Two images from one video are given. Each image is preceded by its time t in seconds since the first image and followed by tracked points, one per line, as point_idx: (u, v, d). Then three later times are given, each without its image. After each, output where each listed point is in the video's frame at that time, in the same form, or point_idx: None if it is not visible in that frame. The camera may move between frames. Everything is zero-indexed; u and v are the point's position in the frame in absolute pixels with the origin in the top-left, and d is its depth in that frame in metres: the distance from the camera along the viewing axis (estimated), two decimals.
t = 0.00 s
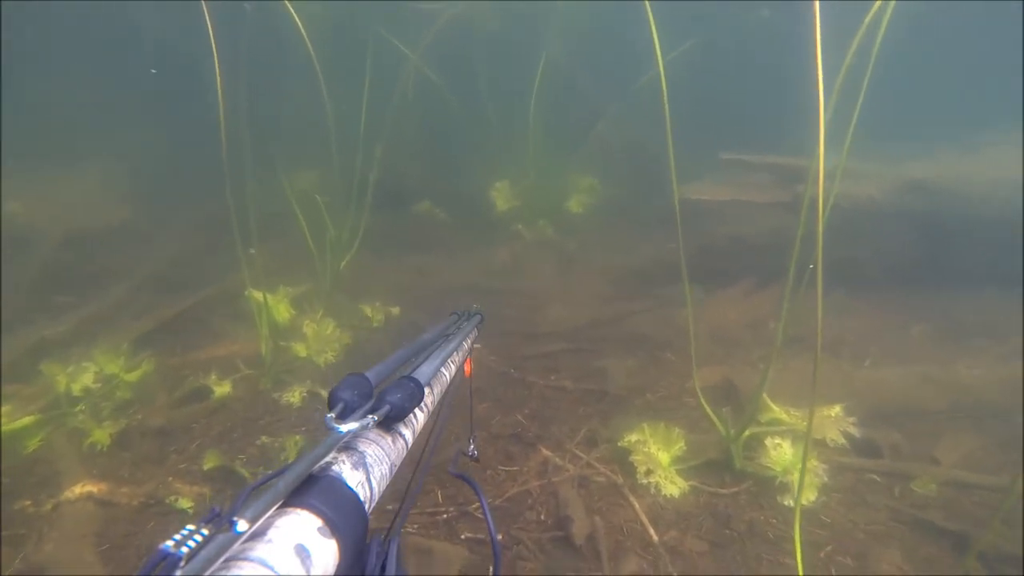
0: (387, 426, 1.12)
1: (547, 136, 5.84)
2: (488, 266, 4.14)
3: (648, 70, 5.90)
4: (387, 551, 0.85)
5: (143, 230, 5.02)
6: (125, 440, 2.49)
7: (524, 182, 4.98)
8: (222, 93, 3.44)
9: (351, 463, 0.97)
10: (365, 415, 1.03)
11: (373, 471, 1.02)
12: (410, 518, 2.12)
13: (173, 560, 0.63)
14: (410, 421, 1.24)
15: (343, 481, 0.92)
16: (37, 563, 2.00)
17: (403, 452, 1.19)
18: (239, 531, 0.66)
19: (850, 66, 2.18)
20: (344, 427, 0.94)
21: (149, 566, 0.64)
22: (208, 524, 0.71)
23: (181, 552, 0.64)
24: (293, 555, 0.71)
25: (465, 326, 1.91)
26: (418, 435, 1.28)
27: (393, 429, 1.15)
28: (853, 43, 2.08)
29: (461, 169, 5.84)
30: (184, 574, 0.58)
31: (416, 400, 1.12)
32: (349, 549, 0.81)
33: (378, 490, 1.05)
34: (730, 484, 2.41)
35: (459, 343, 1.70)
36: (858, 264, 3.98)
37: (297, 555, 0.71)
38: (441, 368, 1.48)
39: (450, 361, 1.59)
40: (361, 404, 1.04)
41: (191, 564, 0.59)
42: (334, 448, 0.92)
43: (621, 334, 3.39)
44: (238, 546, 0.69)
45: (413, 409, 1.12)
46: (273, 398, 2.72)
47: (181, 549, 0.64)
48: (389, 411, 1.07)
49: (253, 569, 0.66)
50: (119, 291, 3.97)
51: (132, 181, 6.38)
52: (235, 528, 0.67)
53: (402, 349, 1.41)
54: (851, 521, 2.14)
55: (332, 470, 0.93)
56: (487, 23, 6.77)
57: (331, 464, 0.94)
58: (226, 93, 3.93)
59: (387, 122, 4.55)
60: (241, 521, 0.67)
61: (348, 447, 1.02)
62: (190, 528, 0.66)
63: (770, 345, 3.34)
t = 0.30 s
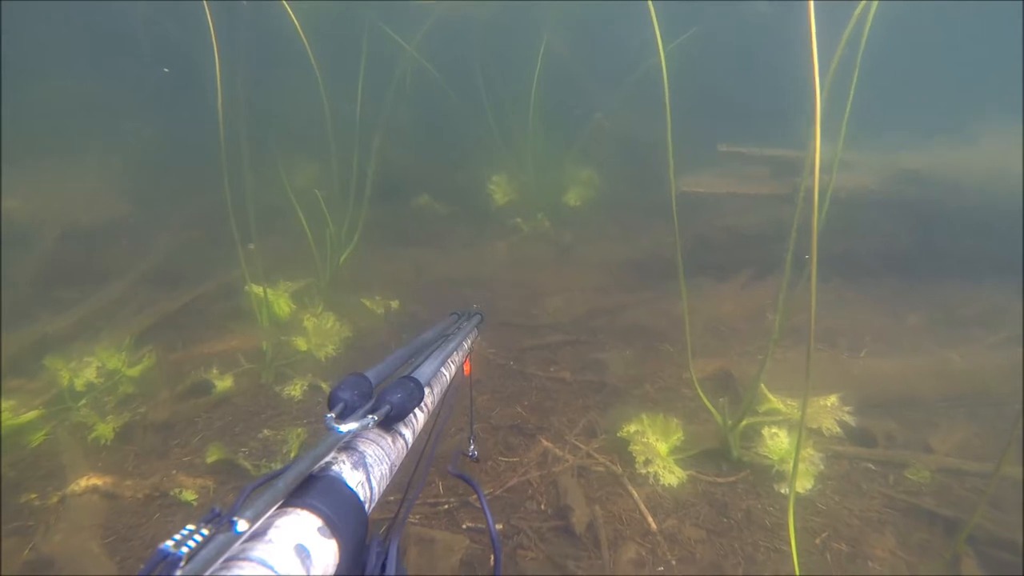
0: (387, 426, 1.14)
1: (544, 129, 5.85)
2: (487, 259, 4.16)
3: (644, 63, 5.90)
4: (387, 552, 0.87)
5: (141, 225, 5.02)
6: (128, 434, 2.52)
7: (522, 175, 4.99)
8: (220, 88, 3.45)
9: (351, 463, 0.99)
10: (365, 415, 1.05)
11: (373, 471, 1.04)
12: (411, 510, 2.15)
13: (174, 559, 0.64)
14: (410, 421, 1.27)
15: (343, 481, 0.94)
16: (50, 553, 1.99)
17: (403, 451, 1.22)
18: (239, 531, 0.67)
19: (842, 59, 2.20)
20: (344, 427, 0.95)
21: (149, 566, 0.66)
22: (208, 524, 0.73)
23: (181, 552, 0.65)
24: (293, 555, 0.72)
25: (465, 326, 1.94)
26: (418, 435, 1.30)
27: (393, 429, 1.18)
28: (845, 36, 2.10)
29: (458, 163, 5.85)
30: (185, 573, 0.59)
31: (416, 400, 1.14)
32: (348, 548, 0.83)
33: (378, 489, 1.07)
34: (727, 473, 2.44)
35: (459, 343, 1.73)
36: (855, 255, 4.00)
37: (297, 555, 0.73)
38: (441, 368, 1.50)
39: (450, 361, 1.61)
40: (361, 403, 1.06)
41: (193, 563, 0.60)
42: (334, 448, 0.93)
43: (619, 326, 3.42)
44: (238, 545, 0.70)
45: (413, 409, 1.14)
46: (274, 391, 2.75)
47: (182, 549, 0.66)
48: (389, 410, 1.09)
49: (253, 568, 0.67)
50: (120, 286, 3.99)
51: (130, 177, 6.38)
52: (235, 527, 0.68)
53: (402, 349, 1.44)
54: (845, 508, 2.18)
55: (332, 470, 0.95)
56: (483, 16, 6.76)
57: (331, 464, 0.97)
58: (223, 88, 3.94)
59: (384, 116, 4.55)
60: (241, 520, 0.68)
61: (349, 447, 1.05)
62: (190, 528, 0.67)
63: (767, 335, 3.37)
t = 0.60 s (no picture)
0: (387, 427, 1.16)
1: (544, 125, 5.86)
2: (486, 254, 4.18)
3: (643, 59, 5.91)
4: (387, 551, 0.88)
5: (141, 221, 5.03)
6: (130, 427, 2.54)
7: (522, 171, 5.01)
8: (220, 85, 3.46)
9: (351, 463, 1.00)
10: (365, 416, 1.06)
11: (373, 471, 1.05)
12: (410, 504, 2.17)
13: (173, 559, 0.64)
14: (410, 421, 1.29)
15: (343, 481, 0.95)
16: (53, 543, 2.00)
17: (403, 451, 1.23)
18: (239, 531, 0.67)
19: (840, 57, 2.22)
20: (344, 427, 0.97)
21: (150, 565, 0.65)
22: (208, 524, 0.73)
23: (181, 552, 0.65)
24: (293, 556, 0.72)
25: (465, 326, 1.96)
26: (417, 435, 1.32)
27: (393, 429, 1.20)
28: (842, 34, 2.12)
29: (457, 159, 5.87)
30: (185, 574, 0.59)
31: (416, 400, 1.16)
32: (348, 548, 0.84)
33: (377, 488, 1.08)
34: (724, 468, 2.46)
35: (459, 343, 1.74)
36: (853, 252, 4.02)
37: (297, 556, 0.73)
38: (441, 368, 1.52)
39: (450, 361, 1.63)
40: (360, 403, 1.08)
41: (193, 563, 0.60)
42: (334, 448, 0.94)
43: (618, 321, 3.44)
44: (238, 546, 0.70)
45: (413, 409, 1.16)
46: (274, 386, 2.77)
47: (181, 549, 0.65)
48: (389, 411, 1.11)
49: (253, 569, 0.67)
50: (121, 281, 4.01)
51: (130, 172, 6.40)
52: (235, 527, 0.68)
53: (402, 350, 1.45)
54: (840, 502, 2.20)
55: (332, 470, 0.95)
56: (483, 12, 6.77)
57: (332, 464, 0.97)
58: (223, 83, 3.95)
59: (384, 111, 4.56)
60: (241, 521, 0.68)
61: (349, 447, 1.05)
62: (189, 528, 0.67)
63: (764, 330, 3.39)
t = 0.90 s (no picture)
0: (386, 427, 1.17)
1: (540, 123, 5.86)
2: (485, 253, 4.18)
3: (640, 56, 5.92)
4: (387, 551, 0.88)
5: (139, 222, 5.04)
6: (131, 428, 2.54)
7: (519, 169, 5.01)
8: (216, 86, 3.47)
9: (351, 463, 1.00)
10: (365, 415, 1.07)
11: (373, 471, 1.06)
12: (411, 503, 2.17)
13: (173, 560, 0.64)
14: (410, 421, 1.29)
15: (343, 481, 0.95)
16: (56, 544, 2.01)
17: (403, 451, 1.24)
18: (238, 531, 0.67)
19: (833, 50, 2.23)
20: (344, 427, 0.98)
21: (150, 565, 0.65)
22: (208, 525, 0.73)
23: (181, 552, 0.65)
24: (293, 555, 0.72)
25: (465, 326, 1.97)
26: (417, 435, 1.33)
27: (393, 429, 1.20)
28: (836, 27, 2.12)
29: (454, 157, 5.86)
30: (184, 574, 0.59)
31: (416, 400, 1.17)
32: (348, 548, 0.84)
33: (377, 488, 1.09)
34: (723, 462, 2.47)
35: (459, 343, 1.76)
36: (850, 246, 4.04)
37: (297, 556, 0.73)
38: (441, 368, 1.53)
39: (450, 361, 1.64)
40: (360, 404, 1.08)
41: (193, 563, 0.60)
42: (334, 448, 0.94)
43: (616, 317, 3.45)
44: (238, 546, 0.70)
45: (413, 409, 1.17)
46: (274, 386, 2.78)
47: (182, 549, 0.65)
48: (389, 410, 1.11)
49: (253, 569, 0.67)
50: (120, 282, 4.02)
51: (128, 173, 6.40)
52: (235, 527, 0.68)
53: (402, 350, 1.46)
54: (839, 494, 2.21)
55: (333, 470, 0.96)
56: (479, 10, 6.77)
57: (332, 464, 0.98)
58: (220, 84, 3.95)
59: (381, 111, 4.57)
60: (241, 521, 0.68)
61: (349, 447, 1.06)
62: (190, 528, 0.67)
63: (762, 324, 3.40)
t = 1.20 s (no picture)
0: (386, 427, 1.17)
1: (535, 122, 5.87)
2: (480, 252, 4.19)
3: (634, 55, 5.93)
4: (386, 551, 0.88)
5: (135, 223, 5.03)
6: (127, 429, 2.54)
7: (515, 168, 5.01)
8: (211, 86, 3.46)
9: (351, 463, 1.01)
10: (365, 415, 1.08)
11: (373, 471, 1.06)
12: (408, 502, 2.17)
13: (173, 560, 0.64)
14: (410, 421, 1.30)
15: (343, 481, 0.95)
16: (52, 546, 2.01)
17: (403, 451, 1.25)
18: (239, 531, 0.67)
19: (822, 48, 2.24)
20: (344, 427, 0.98)
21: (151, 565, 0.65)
22: (209, 524, 0.73)
23: (181, 552, 0.65)
24: (293, 555, 0.73)
25: (464, 326, 1.98)
26: (418, 434, 1.34)
27: (393, 429, 1.21)
28: (827, 25, 2.13)
29: (449, 157, 5.87)
30: (185, 574, 0.59)
31: (416, 400, 1.17)
32: (348, 548, 0.84)
33: (377, 488, 1.09)
34: (718, 459, 2.48)
35: (459, 343, 1.77)
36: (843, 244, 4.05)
37: (297, 555, 0.73)
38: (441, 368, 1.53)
39: (449, 361, 1.64)
40: (360, 403, 1.09)
41: (193, 563, 0.60)
42: (334, 449, 0.95)
43: (611, 316, 3.46)
44: (238, 546, 0.70)
45: (413, 409, 1.17)
46: (270, 386, 2.79)
47: (182, 549, 0.65)
48: (388, 410, 1.12)
49: (253, 568, 0.67)
50: (115, 283, 4.01)
51: (122, 173, 6.39)
52: (235, 527, 0.68)
53: (402, 350, 1.47)
54: (833, 490, 2.22)
55: (333, 470, 0.96)
56: (474, 10, 6.79)
57: (332, 464, 0.98)
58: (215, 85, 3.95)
59: (376, 111, 4.57)
60: (241, 521, 0.68)
61: (349, 447, 1.06)
62: (189, 528, 0.67)
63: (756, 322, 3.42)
